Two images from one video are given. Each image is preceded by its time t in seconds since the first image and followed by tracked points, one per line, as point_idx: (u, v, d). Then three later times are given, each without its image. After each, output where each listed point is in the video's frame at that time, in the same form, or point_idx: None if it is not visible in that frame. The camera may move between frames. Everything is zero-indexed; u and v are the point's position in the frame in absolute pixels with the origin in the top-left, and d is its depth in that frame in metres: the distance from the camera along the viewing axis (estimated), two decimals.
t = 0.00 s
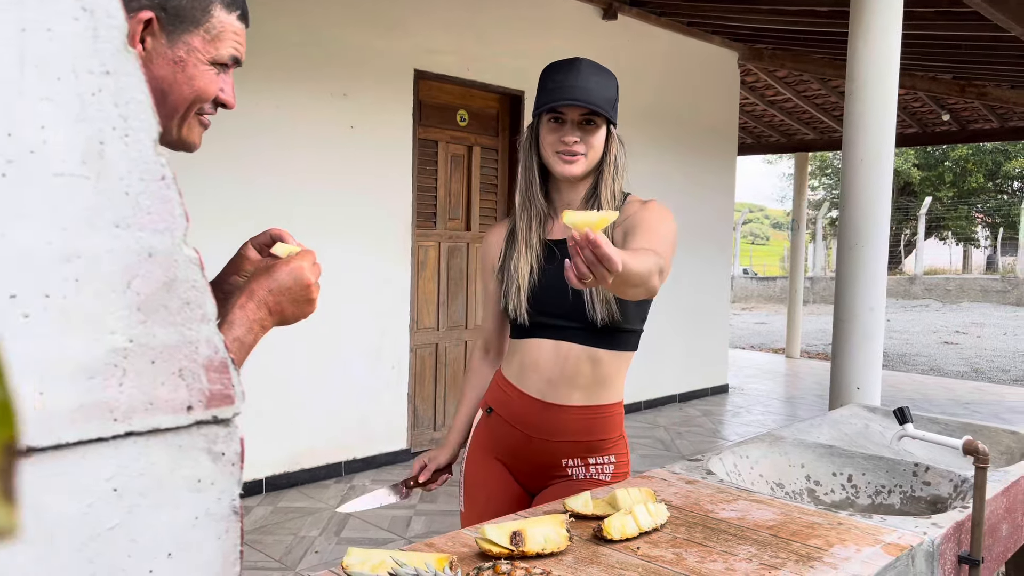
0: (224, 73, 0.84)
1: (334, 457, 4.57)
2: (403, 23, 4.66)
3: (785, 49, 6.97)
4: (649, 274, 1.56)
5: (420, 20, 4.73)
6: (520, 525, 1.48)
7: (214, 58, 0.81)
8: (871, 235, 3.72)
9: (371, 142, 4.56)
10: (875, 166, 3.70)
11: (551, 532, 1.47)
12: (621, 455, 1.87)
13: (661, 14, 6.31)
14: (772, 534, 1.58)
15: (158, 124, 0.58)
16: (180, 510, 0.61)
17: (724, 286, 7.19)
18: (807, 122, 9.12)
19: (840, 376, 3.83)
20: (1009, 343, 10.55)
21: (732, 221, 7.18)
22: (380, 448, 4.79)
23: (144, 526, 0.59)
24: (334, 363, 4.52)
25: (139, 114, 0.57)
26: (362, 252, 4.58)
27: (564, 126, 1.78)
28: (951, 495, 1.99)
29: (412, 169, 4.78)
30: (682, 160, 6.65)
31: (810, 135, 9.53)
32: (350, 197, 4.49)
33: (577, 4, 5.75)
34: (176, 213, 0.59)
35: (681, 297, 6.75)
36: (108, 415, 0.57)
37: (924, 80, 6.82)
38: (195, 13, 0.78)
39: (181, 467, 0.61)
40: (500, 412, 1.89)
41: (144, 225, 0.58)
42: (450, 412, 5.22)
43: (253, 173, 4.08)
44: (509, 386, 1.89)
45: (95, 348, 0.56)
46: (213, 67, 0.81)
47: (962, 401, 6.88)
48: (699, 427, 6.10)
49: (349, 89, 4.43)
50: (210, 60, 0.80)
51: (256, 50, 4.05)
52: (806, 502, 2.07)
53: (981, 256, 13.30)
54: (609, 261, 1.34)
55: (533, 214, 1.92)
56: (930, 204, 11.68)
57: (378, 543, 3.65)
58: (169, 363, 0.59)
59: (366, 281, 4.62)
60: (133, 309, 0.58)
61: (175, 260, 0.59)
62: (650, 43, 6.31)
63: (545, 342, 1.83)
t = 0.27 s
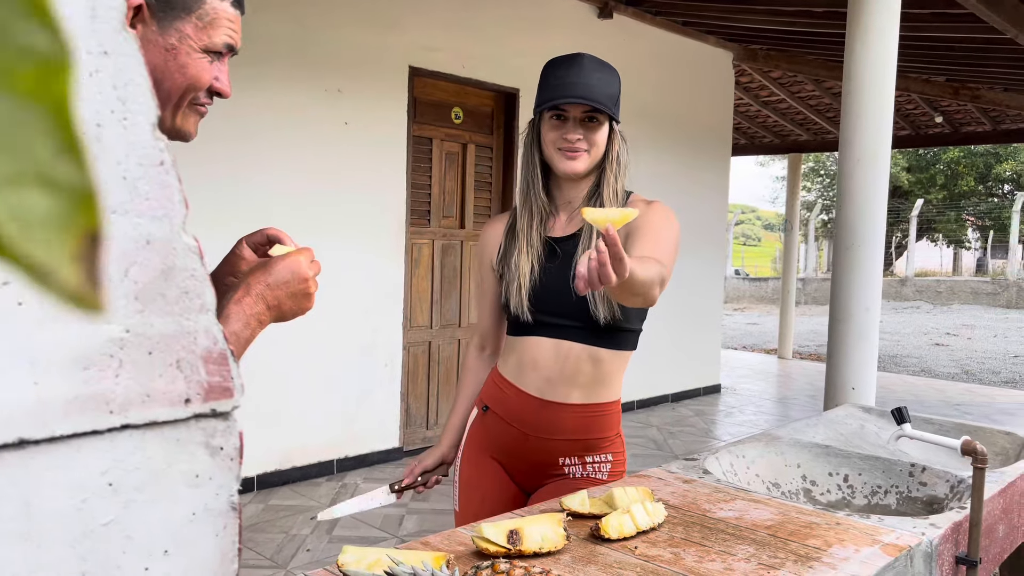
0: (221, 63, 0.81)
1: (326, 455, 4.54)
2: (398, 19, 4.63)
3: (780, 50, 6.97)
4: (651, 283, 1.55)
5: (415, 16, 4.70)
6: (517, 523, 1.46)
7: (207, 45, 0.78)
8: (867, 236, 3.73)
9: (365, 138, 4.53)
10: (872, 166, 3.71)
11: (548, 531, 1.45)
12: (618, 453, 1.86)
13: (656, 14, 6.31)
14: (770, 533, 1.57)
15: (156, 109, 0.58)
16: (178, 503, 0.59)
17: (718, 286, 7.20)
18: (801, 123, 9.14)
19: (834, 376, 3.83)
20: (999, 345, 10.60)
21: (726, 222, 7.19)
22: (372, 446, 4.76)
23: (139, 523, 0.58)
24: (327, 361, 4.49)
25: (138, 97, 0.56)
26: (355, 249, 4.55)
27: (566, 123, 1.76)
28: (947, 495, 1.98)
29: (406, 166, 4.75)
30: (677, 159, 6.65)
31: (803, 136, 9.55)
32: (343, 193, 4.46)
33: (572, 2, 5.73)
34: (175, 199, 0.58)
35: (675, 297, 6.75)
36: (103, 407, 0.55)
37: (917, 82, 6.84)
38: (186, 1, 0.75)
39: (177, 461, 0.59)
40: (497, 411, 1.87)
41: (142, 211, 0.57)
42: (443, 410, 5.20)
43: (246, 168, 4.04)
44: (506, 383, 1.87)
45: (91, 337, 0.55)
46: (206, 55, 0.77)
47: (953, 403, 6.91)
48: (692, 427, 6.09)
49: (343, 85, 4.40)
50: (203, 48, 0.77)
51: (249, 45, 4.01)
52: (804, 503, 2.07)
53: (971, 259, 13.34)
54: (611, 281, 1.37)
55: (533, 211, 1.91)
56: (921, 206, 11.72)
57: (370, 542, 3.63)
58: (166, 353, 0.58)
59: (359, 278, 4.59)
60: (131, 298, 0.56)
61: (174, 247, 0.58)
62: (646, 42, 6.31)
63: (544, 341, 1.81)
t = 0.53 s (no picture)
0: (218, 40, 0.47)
1: (318, 453, 4.48)
2: (394, 12, 4.57)
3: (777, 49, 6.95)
4: (657, 278, 1.48)
5: (411, 10, 4.64)
6: (522, 520, 1.41)
7: (198, 15, 0.45)
8: (869, 233, 3.70)
9: (360, 132, 4.47)
10: (875, 163, 3.69)
11: (555, 529, 1.40)
12: (622, 450, 1.82)
13: (653, 11, 6.27)
14: (781, 532, 1.53)
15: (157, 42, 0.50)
16: (175, 491, 0.53)
17: (713, 286, 7.18)
18: (796, 124, 9.14)
19: (836, 374, 3.80)
20: (990, 348, 10.66)
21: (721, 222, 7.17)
22: (365, 444, 4.71)
23: (134, 511, 0.52)
24: (320, 357, 4.43)
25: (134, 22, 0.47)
26: (349, 244, 4.49)
27: (572, 110, 1.72)
28: (957, 494, 1.94)
29: (402, 161, 4.70)
30: (673, 158, 6.63)
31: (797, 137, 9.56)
32: (338, 187, 4.40)
33: None
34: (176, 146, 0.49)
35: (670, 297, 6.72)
36: (98, 383, 0.49)
37: (913, 83, 6.84)
38: None
39: (178, 444, 0.54)
40: (499, 405, 1.82)
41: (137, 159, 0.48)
42: (437, 408, 5.15)
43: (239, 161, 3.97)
44: (509, 377, 1.82)
45: (83, 306, 0.47)
46: (202, 25, 0.44)
47: (946, 404, 6.92)
48: (687, 427, 6.07)
49: (338, 78, 4.34)
50: (195, 14, 0.44)
51: (243, 35, 3.95)
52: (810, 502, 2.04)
53: (960, 262, 13.54)
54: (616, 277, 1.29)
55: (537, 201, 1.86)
56: (913, 209, 11.76)
57: (363, 540, 3.57)
58: (167, 326, 0.50)
59: (353, 273, 4.53)
60: (127, 262, 0.48)
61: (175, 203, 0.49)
62: (643, 40, 6.29)
63: (549, 334, 1.76)
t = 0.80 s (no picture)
0: None
1: (303, 455, 4.38)
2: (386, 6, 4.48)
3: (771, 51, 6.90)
4: (660, 276, 1.37)
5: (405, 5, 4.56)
6: (517, 528, 1.32)
7: None
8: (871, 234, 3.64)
9: (349, 128, 4.37)
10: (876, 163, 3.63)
11: (551, 537, 1.31)
12: (621, 453, 1.73)
13: (648, 10, 6.20)
14: (789, 542, 1.44)
15: None
16: (111, 502, 0.47)
17: (705, 288, 7.12)
18: (788, 127, 9.12)
19: (837, 379, 3.73)
20: (978, 354, 10.68)
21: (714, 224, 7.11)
22: (351, 446, 4.60)
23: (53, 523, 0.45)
24: (306, 357, 4.33)
25: None
26: (336, 242, 4.38)
27: (570, 95, 1.63)
28: (967, 503, 1.85)
29: (392, 158, 4.60)
30: (666, 158, 6.57)
31: (790, 140, 9.54)
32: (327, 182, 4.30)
33: None
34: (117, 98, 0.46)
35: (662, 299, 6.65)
36: (14, 365, 0.44)
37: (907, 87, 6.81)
38: None
39: (112, 442, 0.47)
40: (491, 405, 1.73)
41: (68, 106, 0.44)
42: (427, 410, 5.05)
43: (224, 154, 3.86)
44: (502, 376, 1.73)
45: None
46: None
47: (937, 410, 6.88)
48: (678, 431, 5.99)
49: (327, 72, 4.24)
50: None
51: (229, 26, 3.84)
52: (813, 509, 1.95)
53: (949, 268, 13.66)
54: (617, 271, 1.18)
55: (534, 191, 1.77)
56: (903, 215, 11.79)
57: (348, 545, 3.46)
58: (102, 299, 0.46)
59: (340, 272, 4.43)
60: (53, 222, 0.44)
61: (113, 159, 0.46)
62: (638, 39, 6.22)
63: (545, 332, 1.67)
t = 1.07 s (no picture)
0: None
1: (275, 467, 4.18)
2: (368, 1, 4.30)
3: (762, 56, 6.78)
4: (668, 292, 1.19)
5: None
6: None
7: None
8: (874, 246, 3.49)
9: (328, 126, 4.19)
10: (879, 171, 3.48)
11: None
12: (615, 481, 1.55)
13: (638, 12, 6.05)
14: None
15: None
16: None
17: (693, 296, 6.99)
18: (778, 134, 9.03)
19: (837, 395, 3.59)
20: (963, 364, 10.65)
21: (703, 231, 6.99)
22: (326, 458, 4.41)
23: None
24: (279, 365, 4.13)
25: None
26: (311, 245, 4.19)
27: (559, 83, 1.45)
28: (989, 536, 1.71)
29: (372, 158, 4.42)
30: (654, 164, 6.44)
31: (779, 148, 9.45)
32: (303, 183, 4.11)
33: None
34: None
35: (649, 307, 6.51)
36: None
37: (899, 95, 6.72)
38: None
39: None
40: (472, 427, 1.55)
41: None
42: (407, 421, 4.85)
43: (193, 151, 3.66)
44: (484, 395, 1.55)
45: None
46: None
47: (926, 422, 6.79)
48: (664, 442, 5.84)
49: (305, 68, 4.06)
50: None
51: (201, 18, 3.65)
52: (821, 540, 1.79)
53: (930, 278, 13.65)
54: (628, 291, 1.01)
55: (521, 190, 1.59)
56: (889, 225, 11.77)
57: (317, 566, 3.26)
58: None
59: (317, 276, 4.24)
60: None
61: None
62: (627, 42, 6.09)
63: (533, 347, 1.50)
